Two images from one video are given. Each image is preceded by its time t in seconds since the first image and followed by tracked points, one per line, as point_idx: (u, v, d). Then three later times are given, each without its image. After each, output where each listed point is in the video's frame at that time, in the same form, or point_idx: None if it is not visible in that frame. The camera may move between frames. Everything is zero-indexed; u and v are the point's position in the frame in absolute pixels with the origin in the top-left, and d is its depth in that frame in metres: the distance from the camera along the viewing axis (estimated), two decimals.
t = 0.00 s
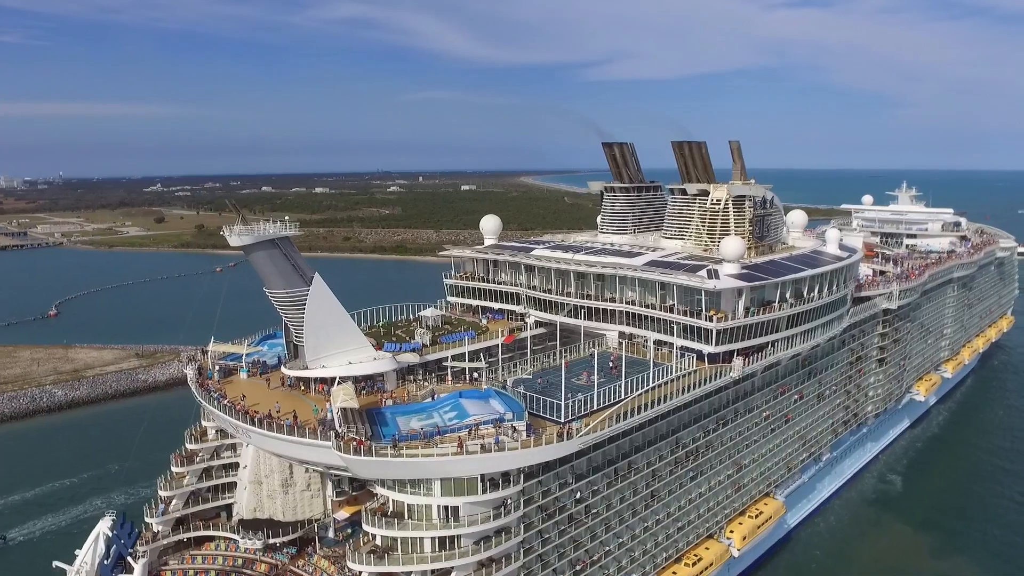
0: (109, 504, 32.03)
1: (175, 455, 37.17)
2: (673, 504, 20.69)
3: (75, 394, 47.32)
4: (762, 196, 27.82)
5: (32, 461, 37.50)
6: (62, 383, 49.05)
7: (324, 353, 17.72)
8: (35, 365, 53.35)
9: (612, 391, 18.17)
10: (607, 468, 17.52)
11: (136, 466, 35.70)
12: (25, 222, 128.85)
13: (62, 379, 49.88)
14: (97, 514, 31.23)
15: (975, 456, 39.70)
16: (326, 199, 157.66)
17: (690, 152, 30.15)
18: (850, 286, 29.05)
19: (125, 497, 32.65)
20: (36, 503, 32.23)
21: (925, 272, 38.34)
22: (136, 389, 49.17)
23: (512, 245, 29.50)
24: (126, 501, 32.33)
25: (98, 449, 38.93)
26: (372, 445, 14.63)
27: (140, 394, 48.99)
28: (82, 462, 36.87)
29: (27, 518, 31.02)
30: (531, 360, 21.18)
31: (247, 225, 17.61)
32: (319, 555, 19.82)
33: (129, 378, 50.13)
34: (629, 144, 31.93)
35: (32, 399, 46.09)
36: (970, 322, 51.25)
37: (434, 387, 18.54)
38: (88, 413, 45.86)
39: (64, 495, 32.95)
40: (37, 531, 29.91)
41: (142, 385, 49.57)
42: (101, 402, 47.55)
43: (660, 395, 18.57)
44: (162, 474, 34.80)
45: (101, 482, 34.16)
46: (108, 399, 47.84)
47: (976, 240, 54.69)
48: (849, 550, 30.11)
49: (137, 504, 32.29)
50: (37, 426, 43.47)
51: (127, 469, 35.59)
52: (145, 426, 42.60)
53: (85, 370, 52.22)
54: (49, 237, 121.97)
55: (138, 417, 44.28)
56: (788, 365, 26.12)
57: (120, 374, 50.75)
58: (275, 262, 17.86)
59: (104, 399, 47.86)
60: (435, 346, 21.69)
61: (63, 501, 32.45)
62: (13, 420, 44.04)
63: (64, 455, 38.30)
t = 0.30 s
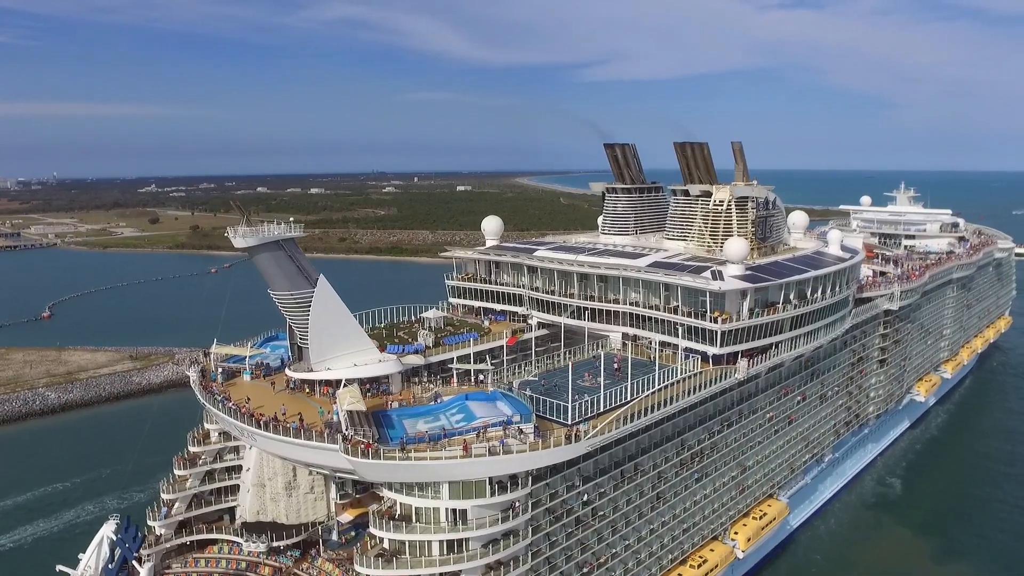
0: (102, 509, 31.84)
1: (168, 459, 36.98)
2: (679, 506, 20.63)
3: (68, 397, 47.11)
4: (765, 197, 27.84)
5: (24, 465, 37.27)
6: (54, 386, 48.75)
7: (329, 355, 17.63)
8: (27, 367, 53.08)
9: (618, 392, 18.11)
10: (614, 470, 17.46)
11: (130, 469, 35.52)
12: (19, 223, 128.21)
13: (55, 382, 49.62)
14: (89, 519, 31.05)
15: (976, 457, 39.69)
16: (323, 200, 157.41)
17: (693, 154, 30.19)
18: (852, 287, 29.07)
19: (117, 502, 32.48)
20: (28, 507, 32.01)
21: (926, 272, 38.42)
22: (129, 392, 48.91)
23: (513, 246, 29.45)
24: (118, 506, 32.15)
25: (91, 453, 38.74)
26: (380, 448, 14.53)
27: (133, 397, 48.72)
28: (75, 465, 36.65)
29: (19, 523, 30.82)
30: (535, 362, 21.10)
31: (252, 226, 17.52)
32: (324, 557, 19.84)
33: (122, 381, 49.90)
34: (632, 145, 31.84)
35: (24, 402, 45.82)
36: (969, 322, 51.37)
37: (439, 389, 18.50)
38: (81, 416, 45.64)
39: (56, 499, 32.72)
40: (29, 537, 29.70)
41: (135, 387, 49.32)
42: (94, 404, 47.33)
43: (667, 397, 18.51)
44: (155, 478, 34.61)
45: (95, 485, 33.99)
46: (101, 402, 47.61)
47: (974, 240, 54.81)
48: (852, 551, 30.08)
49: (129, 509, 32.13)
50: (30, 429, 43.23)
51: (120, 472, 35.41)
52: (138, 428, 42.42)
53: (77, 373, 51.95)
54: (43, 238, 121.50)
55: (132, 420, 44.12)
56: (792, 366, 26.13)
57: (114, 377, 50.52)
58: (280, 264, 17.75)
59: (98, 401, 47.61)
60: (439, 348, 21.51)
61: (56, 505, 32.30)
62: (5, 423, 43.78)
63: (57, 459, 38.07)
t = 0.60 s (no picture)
0: (100, 511, 31.82)
1: (166, 460, 36.92)
2: (688, 505, 20.63)
3: (67, 398, 47.15)
4: (773, 197, 27.84)
5: (24, 466, 37.29)
6: (53, 386, 48.77)
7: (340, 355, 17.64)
8: (26, 368, 53.09)
9: (628, 393, 18.10)
10: (625, 470, 17.46)
11: (129, 471, 35.52)
12: (18, 223, 128.24)
13: (53, 382, 49.63)
14: (87, 522, 30.96)
15: (981, 456, 39.57)
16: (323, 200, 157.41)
17: (700, 154, 30.22)
18: (859, 287, 29.05)
19: (115, 504, 32.39)
20: (27, 509, 32.03)
21: (931, 272, 38.41)
22: (128, 392, 48.89)
23: (520, 246, 29.47)
24: (116, 508, 32.07)
25: (89, 454, 38.65)
26: (393, 448, 14.53)
27: (133, 397, 48.70)
28: (75, 467, 36.67)
29: (18, 525, 30.85)
30: (544, 362, 21.11)
31: (263, 226, 17.51)
32: (333, 557, 19.75)
33: (121, 381, 49.91)
34: (638, 145, 31.86)
35: (23, 403, 45.86)
36: (973, 322, 51.35)
37: (450, 389, 18.50)
38: (79, 417, 45.65)
39: (55, 501, 32.72)
40: (27, 538, 29.74)
41: (135, 388, 49.31)
42: (93, 405, 47.32)
43: (677, 397, 18.50)
44: (153, 480, 34.54)
45: (93, 487, 33.91)
46: (99, 402, 47.61)
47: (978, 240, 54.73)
48: (858, 550, 30.08)
49: (128, 512, 32.06)
50: (30, 430, 43.27)
51: (118, 474, 35.34)
52: (136, 430, 42.38)
53: (76, 373, 51.97)
54: (42, 238, 121.54)
55: (132, 421, 44.09)
56: (799, 366, 26.13)
57: (113, 377, 50.53)
58: (292, 264, 17.74)
59: (97, 402, 47.63)
60: (446, 348, 21.49)
61: (54, 508, 32.22)
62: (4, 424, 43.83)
63: (56, 460, 38.07)
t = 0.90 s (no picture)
0: (80, 518, 31.42)
1: (146, 465, 36.48)
2: (681, 504, 20.71)
3: (47, 402, 46.55)
4: (764, 197, 28.06)
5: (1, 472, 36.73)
6: (33, 390, 48.17)
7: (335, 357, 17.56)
8: (5, 372, 52.37)
9: (623, 392, 18.14)
10: (620, 469, 17.51)
11: (110, 477, 35.10)
12: None
13: (33, 386, 48.96)
14: (67, 530, 30.50)
15: (966, 453, 40.08)
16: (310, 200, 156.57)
17: (691, 154, 30.42)
18: (848, 286, 29.32)
19: (95, 511, 31.93)
20: (4, 517, 31.54)
21: (918, 272, 38.84)
22: (110, 396, 48.35)
23: (512, 246, 29.49)
24: (96, 515, 31.62)
25: (68, 460, 38.09)
26: (390, 449, 14.49)
27: (114, 401, 48.20)
28: (54, 473, 36.14)
29: None
30: (538, 362, 21.13)
31: (257, 226, 17.41)
32: (326, 560, 19.53)
33: (103, 385, 49.36)
34: (630, 145, 32.01)
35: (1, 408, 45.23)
36: (958, 321, 52.00)
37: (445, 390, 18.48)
38: (58, 421, 45.02)
39: (33, 508, 32.24)
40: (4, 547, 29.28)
41: (117, 392, 48.78)
42: (73, 409, 46.73)
43: (671, 396, 18.57)
44: (133, 486, 34.09)
45: (72, 494, 33.48)
46: (80, 406, 47.02)
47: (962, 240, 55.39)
48: (847, 548, 30.34)
49: (108, 518, 31.64)
50: (9, 435, 42.70)
51: (98, 480, 34.85)
52: (117, 435, 41.85)
53: (57, 377, 51.37)
54: (24, 239, 120.06)
55: (115, 426, 43.61)
56: (790, 365, 26.36)
57: (94, 381, 49.97)
58: (287, 265, 17.62)
59: (77, 405, 47.06)
60: (438, 349, 21.46)
61: (33, 518, 31.70)
62: None
63: (35, 466, 37.53)
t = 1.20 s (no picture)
0: (63, 523, 31.07)
1: (129, 469, 36.07)
2: (676, 501, 20.92)
3: (27, 406, 45.97)
4: (754, 197, 28.35)
5: None
6: (14, 394, 47.64)
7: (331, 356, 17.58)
8: None
9: (619, 391, 18.31)
10: (617, 467, 17.68)
11: (94, 481, 34.70)
12: None
13: (13, 390, 48.35)
14: (49, 536, 30.11)
15: (951, 450, 40.73)
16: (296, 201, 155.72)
17: (682, 155, 30.66)
18: (837, 285, 29.72)
19: (77, 516, 31.54)
20: None
21: (904, 271, 39.39)
22: (93, 399, 47.86)
23: (504, 246, 29.60)
24: (79, 521, 31.24)
25: (50, 464, 37.57)
26: (390, 448, 14.55)
27: (98, 404, 47.74)
28: (35, 478, 35.64)
29: None
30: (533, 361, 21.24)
31: (254, 226, 17.39)
32: (323, 560, 19.46)
33: (85, 388, 48.85)
34: (621, 146, 32.00)
35: None
36: (942, 319, 52.77)
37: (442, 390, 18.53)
38: (40, 424, 44.49)
39: (14, 514, 31.81)
40: None
41: (100, 395, 48.29)
42: (55, 412, 46.18)
43: (666, 394, 18.77)
44: (116, 490, 33.70)
45: (54, 499, 33.06)
46: (62, 410, 46.46)
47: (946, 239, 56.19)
48: (836, 544, 30.74)
49: (91, 524, 31.27)
50: None
51: (80, 485, 34.40)
52: (99, 439, 41.35)
53: (38, 380, 50.76)
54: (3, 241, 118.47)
55: (100, 429, 43.15)
56: (781, 363, 26.69)
57: (76, 385, 49.46)
58: (283, 265, 17.61)
59: (58, 408, 46.55)
60: (433, 348, 21.53)
61: (13, 525, 31.22)
62: None
63: (15, 471, 37.02)
